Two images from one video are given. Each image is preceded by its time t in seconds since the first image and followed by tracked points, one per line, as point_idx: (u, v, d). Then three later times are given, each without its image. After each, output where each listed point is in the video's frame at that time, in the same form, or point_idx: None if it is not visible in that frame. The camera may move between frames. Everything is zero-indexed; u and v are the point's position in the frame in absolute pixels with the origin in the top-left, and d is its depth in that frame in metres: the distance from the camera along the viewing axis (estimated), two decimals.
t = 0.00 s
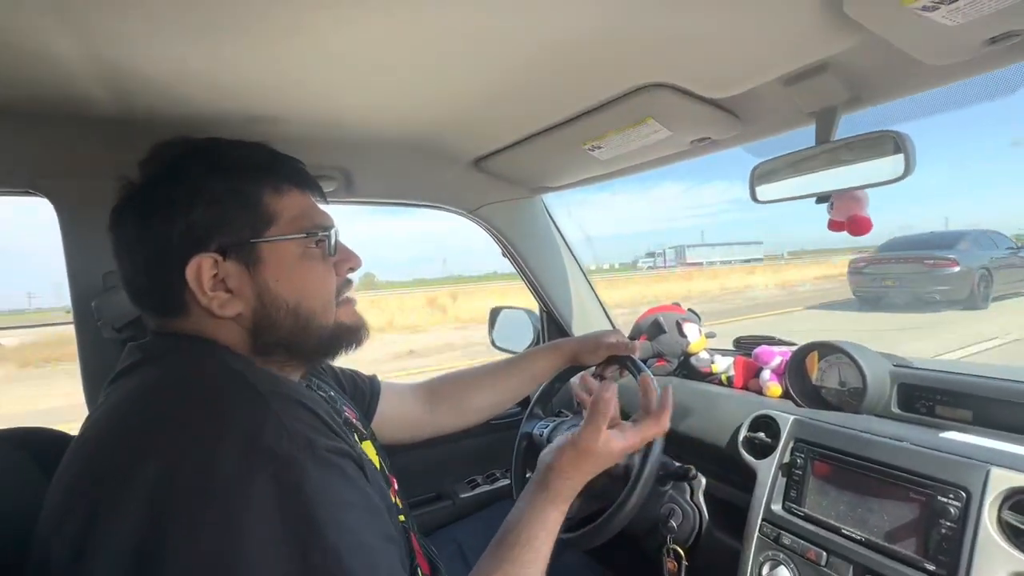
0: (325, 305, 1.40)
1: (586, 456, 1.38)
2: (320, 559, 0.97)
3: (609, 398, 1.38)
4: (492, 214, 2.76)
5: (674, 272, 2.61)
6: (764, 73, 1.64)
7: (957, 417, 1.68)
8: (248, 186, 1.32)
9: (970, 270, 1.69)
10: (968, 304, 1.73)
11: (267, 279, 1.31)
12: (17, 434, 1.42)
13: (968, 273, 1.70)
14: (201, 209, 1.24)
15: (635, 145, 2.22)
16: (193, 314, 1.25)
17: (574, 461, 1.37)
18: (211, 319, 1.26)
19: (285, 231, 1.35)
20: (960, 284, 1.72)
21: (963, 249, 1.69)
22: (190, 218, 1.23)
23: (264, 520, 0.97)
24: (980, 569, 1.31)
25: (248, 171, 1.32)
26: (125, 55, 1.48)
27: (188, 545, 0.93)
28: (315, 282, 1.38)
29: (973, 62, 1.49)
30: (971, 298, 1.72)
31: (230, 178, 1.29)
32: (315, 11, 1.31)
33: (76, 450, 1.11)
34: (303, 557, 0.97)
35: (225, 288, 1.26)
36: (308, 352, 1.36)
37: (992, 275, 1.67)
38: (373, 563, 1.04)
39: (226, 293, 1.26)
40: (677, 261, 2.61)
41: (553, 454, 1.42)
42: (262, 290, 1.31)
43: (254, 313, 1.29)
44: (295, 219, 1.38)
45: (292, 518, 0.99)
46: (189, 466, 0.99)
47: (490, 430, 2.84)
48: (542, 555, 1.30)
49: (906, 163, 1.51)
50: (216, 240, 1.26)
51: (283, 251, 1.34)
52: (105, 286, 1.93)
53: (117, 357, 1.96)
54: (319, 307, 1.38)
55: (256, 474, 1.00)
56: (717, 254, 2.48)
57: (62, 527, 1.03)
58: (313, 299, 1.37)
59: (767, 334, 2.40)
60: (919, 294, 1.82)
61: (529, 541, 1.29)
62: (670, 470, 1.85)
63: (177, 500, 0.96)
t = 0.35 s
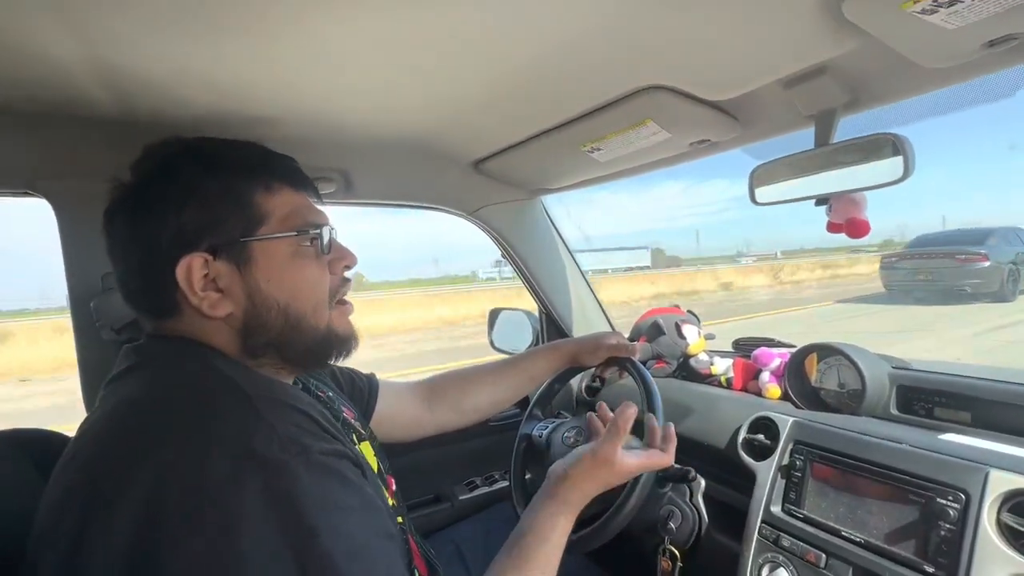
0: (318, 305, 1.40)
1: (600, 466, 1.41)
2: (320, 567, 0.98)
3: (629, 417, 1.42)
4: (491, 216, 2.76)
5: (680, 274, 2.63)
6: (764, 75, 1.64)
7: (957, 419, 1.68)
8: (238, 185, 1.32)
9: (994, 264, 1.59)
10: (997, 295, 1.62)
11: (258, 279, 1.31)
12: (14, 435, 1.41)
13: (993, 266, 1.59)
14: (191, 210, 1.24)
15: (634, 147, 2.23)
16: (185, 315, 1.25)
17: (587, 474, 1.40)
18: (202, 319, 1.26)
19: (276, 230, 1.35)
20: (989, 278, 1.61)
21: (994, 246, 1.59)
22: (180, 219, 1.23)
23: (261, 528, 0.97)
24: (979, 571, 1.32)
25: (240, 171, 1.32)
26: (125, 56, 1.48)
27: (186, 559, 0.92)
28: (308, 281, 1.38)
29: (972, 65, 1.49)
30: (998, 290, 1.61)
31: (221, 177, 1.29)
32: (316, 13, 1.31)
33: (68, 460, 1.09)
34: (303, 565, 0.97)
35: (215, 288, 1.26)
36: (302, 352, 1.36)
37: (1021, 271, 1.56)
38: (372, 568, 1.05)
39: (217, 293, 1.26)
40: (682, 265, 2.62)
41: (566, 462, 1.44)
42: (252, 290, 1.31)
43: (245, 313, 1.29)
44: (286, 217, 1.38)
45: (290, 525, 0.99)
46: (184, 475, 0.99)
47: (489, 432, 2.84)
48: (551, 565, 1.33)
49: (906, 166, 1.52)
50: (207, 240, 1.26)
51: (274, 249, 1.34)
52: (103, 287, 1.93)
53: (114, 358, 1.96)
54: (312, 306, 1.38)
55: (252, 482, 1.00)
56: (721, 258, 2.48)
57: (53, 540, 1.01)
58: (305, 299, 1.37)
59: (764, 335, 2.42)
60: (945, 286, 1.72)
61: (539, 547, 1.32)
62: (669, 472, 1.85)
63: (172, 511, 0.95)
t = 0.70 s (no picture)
0: (323, 304, 1.39)
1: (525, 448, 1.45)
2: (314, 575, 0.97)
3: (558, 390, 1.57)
4: (488, 212, 2.76)
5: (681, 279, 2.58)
6: (761, 70, 1.63)
7: (953, 415, 1.68)
8: (247, 182, 1.31)
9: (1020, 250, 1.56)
10: None
11: (264, 276, 1.31)
12: (7, 434, 1.41)
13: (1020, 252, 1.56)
14: (199, 205, 1.24)
15: (632, 143, 2.22)
16: (191, 311, 1.25)
17: (524, 450, 1.45)
18: (209, 315, 1.26)
19: (284, 229, 1.35)
20: None
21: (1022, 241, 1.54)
22: (189, 214, 1.23)
23: (254, 535, 0.96)
24: (975, 566, 1.32)
25: (249, 168, 1.32)
26: (118, 51, 1.47)
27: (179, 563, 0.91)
28: (313, 281, 1.38)
29: (969, 59, 1.48)
30: None
31: (231, 174, 1.29)
32: (311, 7, 1.30)
33: (66, 459, 1.09)
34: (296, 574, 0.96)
35: (222, 284, 1.26)
36: (307, 352, 1.35)
37: None
38: None
39: (223, 288, 1.26)
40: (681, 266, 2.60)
41: (507, 446, 1.48)
42: (259, 287, 1.31)
43: (252, 310, 1.28)
44: (294, 217, 1.37)
45: (284, 532, 0.98)
46: (181, 478, 0.98)
47: (486, 429, 2.84)
48: (509, 551, 1.33)
49: (903, 161, 1.52)
50: (215, 236, 1.26)
51: (281, 248, 1.34)
52: (97, 286, 1.92)
53: (108, 356, 1.95)
54: (317, 306, 1.37)
55: (248, 488, 0.99)
56: (718, 255, 2.46)
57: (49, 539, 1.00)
58: (311, 298, 1.37)
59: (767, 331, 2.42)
60: (976, 278, 1.66)
61: (492, 534, 1.33)
62: (667, 468, 1.85)
63: (168, 514, 0.95)
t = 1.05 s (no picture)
0: (313, 302, 1.39)
1: (583, 472, 1.42)
2: None
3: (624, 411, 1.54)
4: (483, 210, 2.77)
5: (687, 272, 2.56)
6: (753, 69, 1.65)
7: (943, 410, 1.70)
8: (232, 179, 1.31)
9: None
10: None
11: (251, 273, 1.31)
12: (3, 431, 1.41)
13: None
14: (183, 202, 1.24)
15: (626, 142, 2.24)
16: (178, 309, 1.26)
17: (578, 464, 1.43)
18: (196, 314, 1.27)
19: (271, 226, 1.35)
20: None
21: None
22: (174, 212, 1.24)
23: (255, 539, 0.97)
24: (962, 558, 1.34)
25: (235, 164, 1.32)
26: (114, 49, 1.47)
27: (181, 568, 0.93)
28: (302, 278, 1.38)
29: (959, 59, 1.50)
30: None
31: (215, 171, 1.29)
32: (307, 6, 1.30)
33: (61, 462, 1.10)
34: None
35: (209, 283, 1.27)
36: (297, 349, 1.35)
37: None
38: None
39: (210, 287, 1.27)
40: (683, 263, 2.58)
41: (559, 461, 1.46)
42: (245, 286, 1.31)
43: (238, 309, 1.29)
44: (282, 214, 1.37)
45: (285, 537, 0.99)
46: (178, 485, 0.99)
47: (482, 426, 2.85)
48: (543, 563, 1.32)
49: (893, 159, 1.53)
50: (201, 233, 1.26)
51: (269, 245, 1.34)
52: (92, 284, 1.93)
53: (104, 354, 1.95)
54: (306, 303, 1.37)
55: (249, 492, 1.00)
56: (727, 250, 2.42)
57: (46, 542, 1.01)
58: (299, 294, 1.37)
59: (757, 327, 2.41)
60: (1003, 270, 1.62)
61: (530, 545, 1.32)
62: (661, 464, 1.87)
63: (167, 520, 0.96)
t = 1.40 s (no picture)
0: (311, 298, 1.38)
1: (587, 471, 1.41)
2: None
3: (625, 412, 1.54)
4: (483, 206, 2.76)
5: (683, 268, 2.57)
6: (758, 59, 1.64)
7: (947, 405, 1.70)
8: (228, 172, 1.29)
9: None
10: None
11: (248, 269, 1.30)
12: None
13: None
14: (177, 196, 1.22)
15: (629, 135, 2.22)
16: (174, 306, 1.24)
17: (583, 463, 1.42)
18: (192, 311, 1.24)
19: (268, 220, 1.33)
20: None
21: None
22: (167, 206, 1.22)
23: (255, 537, 0.96)
24: (969, 553, 1.33)
25: (231, 158, 1.30)
26: (112, 39, 1.46)
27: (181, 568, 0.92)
28: (300, 274, 1.36)
29: (967, 49, 1.49)
30: None
31: (210, 164, 1.27)
32: None
33: (57, 462, 1.08)
34: None
35: (205, 279, 1.25)
36: (296, 346, 1.34)
37: None
38: None
39: (206, 283, 1.25)
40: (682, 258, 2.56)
41: (563, 460, 1.44)
42: (243, 281, 1.29)
43: (235, 305, 1.27)
44: (279, 208, 1.36)
45: (285, 535, 0.98)
46: (177, 485, 0.97)
47: (482, 422, 2.84)
48: (550, 561, 1.31)
49: (901, 151, 1.50)
50: (196, 228, 1.24)
51: (267, 240, 1.32)
52: (88, 279, 1.92)
53: (101, 350, 1.95)
54: (304, 299, 1.36)
55: (248, 490, 0.98)
56: (715, 246, 2.45)
57: (42, 544, 1.00)
58: (298, 291, 1.35)
59: (760, 324, 2.40)
60: None
61: (535, 545, 1.31)
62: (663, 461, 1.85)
63: (166, 520, 0.94)
